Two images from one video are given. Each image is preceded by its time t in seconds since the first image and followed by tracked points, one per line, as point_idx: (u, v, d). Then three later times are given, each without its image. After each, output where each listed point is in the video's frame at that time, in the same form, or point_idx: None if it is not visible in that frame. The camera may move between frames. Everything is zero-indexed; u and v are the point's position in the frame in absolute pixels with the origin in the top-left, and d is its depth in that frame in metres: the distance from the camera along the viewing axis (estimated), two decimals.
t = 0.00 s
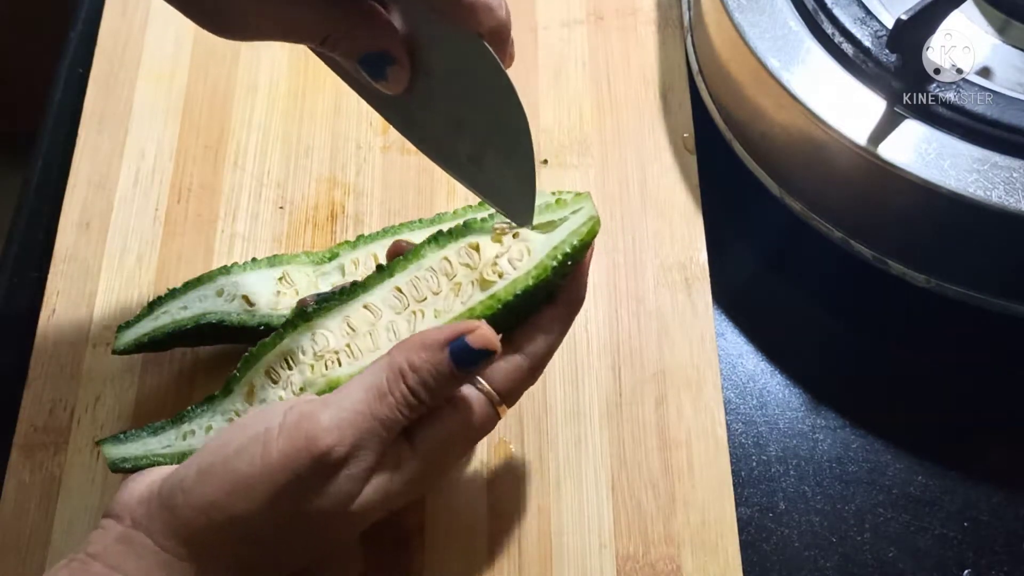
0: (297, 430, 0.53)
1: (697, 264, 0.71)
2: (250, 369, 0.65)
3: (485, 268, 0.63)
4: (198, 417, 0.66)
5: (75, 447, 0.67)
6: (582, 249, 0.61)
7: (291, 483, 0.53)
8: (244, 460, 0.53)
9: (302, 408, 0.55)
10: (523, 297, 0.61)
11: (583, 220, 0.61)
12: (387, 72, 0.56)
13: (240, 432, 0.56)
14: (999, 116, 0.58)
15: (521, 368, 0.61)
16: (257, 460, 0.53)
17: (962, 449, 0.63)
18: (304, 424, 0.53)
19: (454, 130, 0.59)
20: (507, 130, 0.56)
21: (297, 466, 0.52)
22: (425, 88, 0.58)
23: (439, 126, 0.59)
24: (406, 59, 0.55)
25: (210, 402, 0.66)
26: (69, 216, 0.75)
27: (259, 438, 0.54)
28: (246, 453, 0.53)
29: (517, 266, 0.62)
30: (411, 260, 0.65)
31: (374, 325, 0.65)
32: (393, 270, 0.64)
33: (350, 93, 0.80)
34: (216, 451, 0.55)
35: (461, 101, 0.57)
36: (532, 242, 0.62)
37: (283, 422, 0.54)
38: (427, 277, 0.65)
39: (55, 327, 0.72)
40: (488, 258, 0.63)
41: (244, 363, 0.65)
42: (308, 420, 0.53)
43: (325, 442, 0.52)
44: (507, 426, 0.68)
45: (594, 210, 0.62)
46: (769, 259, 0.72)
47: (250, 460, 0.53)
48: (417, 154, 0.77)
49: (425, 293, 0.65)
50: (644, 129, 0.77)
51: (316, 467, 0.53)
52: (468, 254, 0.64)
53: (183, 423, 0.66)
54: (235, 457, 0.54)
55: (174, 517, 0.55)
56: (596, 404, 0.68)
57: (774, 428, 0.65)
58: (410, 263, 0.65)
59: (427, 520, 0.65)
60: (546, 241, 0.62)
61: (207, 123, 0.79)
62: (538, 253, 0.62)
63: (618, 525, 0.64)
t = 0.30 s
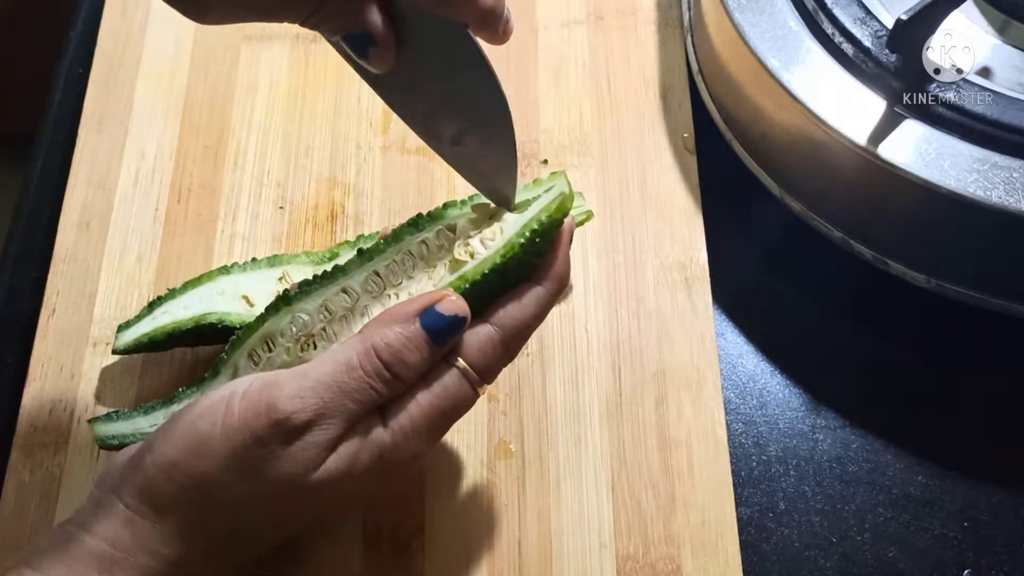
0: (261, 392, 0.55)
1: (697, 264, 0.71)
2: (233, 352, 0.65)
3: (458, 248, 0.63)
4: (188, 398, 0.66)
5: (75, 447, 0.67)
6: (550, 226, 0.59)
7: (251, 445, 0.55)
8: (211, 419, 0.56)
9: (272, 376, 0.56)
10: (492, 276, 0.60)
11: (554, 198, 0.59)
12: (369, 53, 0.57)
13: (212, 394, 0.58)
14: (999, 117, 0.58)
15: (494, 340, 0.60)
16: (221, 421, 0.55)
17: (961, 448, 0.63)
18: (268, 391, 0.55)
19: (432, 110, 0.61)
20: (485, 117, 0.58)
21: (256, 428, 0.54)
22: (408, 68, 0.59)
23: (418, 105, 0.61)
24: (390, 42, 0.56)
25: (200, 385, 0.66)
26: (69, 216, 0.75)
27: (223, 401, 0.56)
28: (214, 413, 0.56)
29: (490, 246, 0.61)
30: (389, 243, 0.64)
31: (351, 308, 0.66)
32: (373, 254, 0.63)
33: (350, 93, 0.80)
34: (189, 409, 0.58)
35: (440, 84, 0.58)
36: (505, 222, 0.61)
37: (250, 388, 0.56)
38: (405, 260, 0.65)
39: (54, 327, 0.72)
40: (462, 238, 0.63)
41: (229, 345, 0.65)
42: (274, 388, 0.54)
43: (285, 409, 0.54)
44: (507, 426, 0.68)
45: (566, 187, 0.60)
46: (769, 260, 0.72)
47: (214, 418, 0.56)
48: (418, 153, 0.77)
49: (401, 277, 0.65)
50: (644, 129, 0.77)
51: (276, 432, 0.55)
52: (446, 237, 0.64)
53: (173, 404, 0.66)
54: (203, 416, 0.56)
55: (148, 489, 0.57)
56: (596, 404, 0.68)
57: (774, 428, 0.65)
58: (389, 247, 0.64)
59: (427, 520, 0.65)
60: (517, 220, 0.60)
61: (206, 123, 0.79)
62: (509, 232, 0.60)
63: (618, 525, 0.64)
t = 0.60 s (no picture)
0: (245, 388, 0.54)
1: (697, 264, 0.71)
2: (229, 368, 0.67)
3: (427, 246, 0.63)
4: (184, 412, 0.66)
5: (75, 447, 0.67)
6: (510, 205, 0.58)
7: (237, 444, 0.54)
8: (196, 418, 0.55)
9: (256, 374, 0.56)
10: (463, 269, 0.60)
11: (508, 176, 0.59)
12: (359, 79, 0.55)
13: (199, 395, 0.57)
14: (999, 117, 0.58)
15: (478, 329, 0.60)
16: (207, 420, 0.55)
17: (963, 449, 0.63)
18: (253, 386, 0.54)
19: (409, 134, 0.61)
20: (455, 154, 0.60)
21: (242, 425, 0.54)
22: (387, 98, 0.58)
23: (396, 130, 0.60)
24: (379, 70, 0.55)
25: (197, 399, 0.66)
26: (69, 216, 0.75)
27: (209, 402, 0.55)
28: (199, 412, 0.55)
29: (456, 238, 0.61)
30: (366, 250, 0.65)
31: (335, 315, 0.66)
32: (351, 262, 0.65)
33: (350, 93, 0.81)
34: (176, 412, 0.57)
35: (418, 116, 0.59)
36: (468, 212, 0.62)
37: (234, 386, 0.55)
38: (382, 265, 0.66)
39: (54, 326, 0.72)
40: (428, 236, 0.63)
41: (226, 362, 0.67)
42: (258, 383, 0.54)
43: (270, 403, 0.53)
44: (507, 426, 0.68)
45: (519, 164, 0.59)
46: (769, 260, 0.72)
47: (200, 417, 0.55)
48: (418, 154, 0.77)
49: (380, 281, 0.66)
50: (644, 129, 0.77)
51: (262, 428, 0.54)
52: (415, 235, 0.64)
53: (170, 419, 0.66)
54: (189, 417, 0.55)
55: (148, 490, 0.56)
56: (595, 404, 0.68)
57: (774, 428, 0.65)
58: (364, 255, 0.65)
59: (427, 520, 0.65)
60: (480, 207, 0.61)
61: (206, 124, 0.79)
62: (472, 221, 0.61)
63: (618, 525, 0.64)
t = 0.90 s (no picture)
0: (255, 391, 0.54)
1: (697, 264, 0.71)
2: (222, 377, 0.65)
3: (424, 249, 0.64)
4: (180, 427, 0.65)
5: (74, 447, 0.67)
6: (511, 205, 0.61)
7: (245, 443, 0.53)
8: (204, 421, 0.54)
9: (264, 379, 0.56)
10: (463, 271, 0.62)
11: (508, 179, 0.62)
12: (346, 88, 0.57)
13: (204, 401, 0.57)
14: (999, 117, 0.58)
15: (483, 332, 0.61)
16: (215, 424, 0.54)
17: (962, 449, 0.63)
18: (260, 387, 0.54)
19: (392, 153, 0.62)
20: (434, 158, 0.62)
21: (250, 426, 0.53)
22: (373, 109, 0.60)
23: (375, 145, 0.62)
24: (368, 79, 0.57)
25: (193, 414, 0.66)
26: (69, 215, 0.75)
27: (217, 406, 0.55)
28: (208, 418, 0.54)
29: (456, 241, 0.63)
30: (362, 256, 0.66)
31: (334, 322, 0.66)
32: (349, 269, 0.65)
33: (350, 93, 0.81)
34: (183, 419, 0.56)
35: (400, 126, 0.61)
36: (466, 216, 0.63)
37: (242, 389, 0.55)
38: (379, 271, 0.66)
39: (54, 326, 0.72)
40: (427, 241, 0.64)
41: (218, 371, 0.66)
42: (266, 385, 0.54)
43: (277, 403, 0.53)
44: (507, 426, 0.68)
45: (518, 168, 0.62)
46: (769, 260, 0.72)
47: (207, 421, 0.54)
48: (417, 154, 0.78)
49: (378, 286, 0.66)
50: (643, 129, 0.77)
51: (270, 429, 0.53)
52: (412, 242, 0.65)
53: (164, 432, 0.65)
54: (198, 422, 0.55)
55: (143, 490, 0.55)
56: (595, 404, 0.68)
57: (774, 428, 0.65)
58: (362, 261, 0.66)
59: (426, 520, 0.65)
60: (479, 211, 0.63)
61: (206, 124, 0.79)
62: (472, 223, 0.62)
63: (618, 525, 0.64)
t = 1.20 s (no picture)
0: (236, 346, 0.55)
1: (697, 264, 0.71)
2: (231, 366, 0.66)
3: (437, 256, 0.66)
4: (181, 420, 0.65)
5: (74, 447, 0.67)
6: (525, 223, 0.63)
7: (214, 394, 0.54)
8: (182, 372, 0.56)
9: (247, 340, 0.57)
10: (471, 279, 0.63)
11: (525, 197, 0.65)
12: (318, 129, 0.59)
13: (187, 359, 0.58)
14: (999, 117, 0.58)
15: (479, 334, 0.61)
16: (190, 374, 0.55)
17: (962, 449, 0.63)
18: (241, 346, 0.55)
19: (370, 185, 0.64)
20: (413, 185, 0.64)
21: (223, 378, 0.54)
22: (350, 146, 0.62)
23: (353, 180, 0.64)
24: (338, 121, 0.59)
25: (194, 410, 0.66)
26: (69, 216, 0.75)
27: (198, 356, 0.56)
28: (185, 368, 0.56)
29: (466, 251, 0.65)
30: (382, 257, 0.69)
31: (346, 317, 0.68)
32: (369, 267, 0.68)
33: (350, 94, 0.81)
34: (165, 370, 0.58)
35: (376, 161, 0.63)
36: (481, 228, 0.66)
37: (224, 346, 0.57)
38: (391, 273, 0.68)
39: (54, 326, 0.72)
40: (440, 248, 0.66)
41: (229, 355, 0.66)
42: (249, 344, 0.55)
43: (253, 359, 0.54)
44: (507, 425, 0.68)
45: (536, 186, 0.65)
46: (770, 260, 0.72)
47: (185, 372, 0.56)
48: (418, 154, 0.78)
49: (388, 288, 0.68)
50: (644, 129, 0.77)
51: (241, 382, 0.54)
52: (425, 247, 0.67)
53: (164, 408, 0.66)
54: (176, 372, 0.56)
55: (135, 468, 0.55)
56: (596, 404, 0.68)
57: (774, 428, 0.65)
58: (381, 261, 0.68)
59: (427, 521, 0.65)
60: (494, 224, 0.65)
61: (207, 124, 0.79)
62: (486, 236, 0.65)
63: (618, 525, 0.64)
